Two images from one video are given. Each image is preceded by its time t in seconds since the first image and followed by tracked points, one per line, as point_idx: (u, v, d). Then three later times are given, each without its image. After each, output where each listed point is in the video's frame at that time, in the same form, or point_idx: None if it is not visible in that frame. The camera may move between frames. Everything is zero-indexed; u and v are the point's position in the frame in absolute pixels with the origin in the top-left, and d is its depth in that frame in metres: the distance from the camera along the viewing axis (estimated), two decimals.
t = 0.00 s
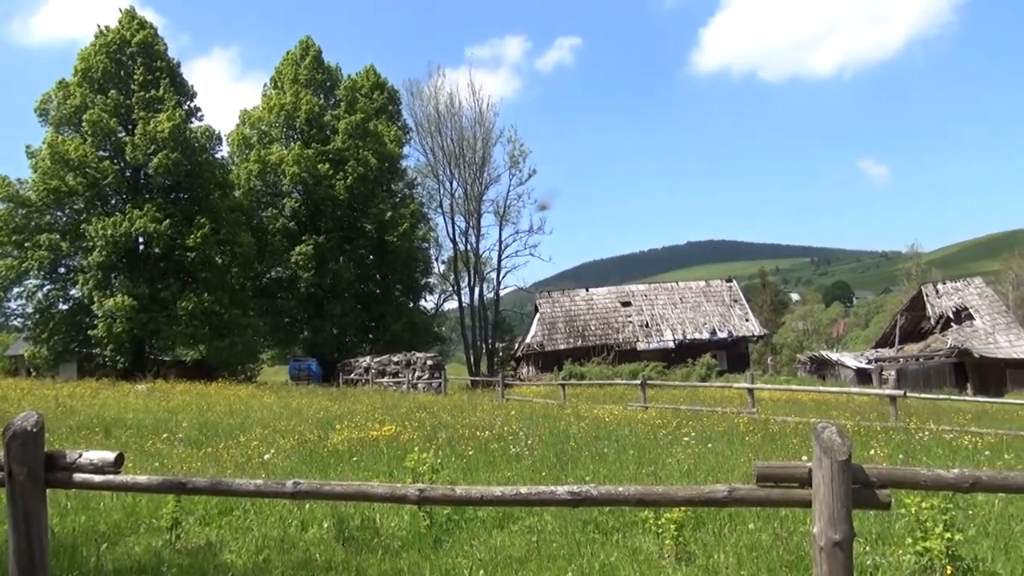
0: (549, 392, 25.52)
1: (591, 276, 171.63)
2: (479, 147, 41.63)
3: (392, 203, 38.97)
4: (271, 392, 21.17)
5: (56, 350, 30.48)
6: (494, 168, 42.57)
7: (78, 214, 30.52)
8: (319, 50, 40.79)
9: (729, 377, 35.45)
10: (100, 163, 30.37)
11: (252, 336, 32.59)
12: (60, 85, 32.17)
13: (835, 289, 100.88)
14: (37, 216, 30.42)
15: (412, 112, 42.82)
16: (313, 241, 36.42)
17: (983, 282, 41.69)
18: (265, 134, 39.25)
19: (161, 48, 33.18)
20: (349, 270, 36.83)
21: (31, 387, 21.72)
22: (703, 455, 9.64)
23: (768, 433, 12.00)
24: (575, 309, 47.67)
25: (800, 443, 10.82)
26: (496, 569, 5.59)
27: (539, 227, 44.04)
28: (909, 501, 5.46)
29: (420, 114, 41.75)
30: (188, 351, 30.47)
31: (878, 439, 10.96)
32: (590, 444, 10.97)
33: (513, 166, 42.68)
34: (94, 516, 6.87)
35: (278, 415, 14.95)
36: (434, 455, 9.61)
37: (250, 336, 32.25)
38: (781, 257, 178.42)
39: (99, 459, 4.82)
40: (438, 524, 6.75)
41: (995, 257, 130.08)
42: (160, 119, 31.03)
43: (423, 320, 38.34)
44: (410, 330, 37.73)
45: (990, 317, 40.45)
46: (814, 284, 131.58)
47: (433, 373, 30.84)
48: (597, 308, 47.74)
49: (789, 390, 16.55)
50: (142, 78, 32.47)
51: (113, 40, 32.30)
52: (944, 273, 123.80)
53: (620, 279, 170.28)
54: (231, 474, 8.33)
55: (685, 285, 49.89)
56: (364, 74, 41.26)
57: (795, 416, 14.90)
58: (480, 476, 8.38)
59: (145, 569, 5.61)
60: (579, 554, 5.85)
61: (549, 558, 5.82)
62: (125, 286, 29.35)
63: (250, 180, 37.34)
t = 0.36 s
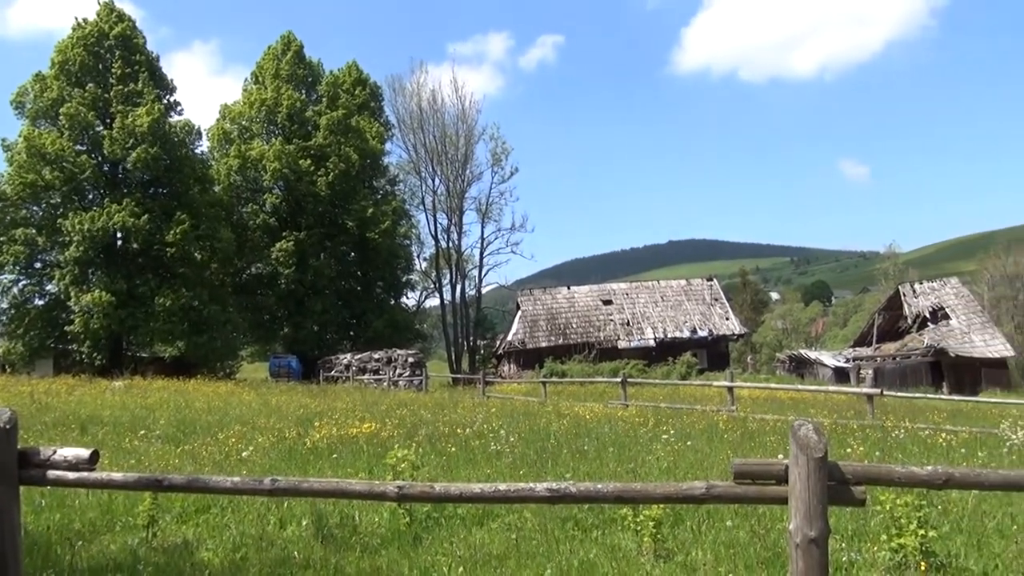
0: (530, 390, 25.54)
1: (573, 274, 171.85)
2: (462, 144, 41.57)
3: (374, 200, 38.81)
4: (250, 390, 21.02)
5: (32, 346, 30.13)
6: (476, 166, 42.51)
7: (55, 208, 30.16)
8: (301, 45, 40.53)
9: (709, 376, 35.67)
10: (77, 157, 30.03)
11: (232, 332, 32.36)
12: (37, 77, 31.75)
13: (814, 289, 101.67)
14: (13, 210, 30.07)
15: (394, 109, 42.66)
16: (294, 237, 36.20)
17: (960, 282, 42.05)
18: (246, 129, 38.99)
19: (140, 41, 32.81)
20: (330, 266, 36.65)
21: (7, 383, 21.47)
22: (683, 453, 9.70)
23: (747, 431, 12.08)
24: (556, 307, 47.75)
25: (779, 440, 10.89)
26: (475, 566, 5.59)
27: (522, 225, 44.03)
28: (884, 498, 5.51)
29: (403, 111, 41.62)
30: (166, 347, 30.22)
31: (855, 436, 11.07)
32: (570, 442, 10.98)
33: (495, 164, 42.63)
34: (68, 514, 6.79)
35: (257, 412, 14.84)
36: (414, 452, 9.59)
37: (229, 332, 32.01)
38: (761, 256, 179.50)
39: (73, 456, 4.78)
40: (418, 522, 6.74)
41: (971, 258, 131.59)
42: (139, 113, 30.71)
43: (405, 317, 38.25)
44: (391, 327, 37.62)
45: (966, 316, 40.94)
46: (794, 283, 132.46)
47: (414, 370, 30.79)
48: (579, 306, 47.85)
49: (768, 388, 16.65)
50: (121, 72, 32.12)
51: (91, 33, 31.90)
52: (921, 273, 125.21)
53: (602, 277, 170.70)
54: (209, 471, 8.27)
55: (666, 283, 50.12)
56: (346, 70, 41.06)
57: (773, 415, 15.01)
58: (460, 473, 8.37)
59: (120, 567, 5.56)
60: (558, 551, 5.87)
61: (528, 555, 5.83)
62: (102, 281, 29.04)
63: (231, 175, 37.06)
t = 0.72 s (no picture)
0: (509, 385, 25.56)
1: (553, 270, 172.01)
2: (442, 139, 41.44)
3: (354, 194, 38.59)
4: (227, 384, 20.86)
5: (5, 339, 29.73)
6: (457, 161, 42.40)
7: (29, 199, 29.74)
8: (280, 37, 40.20)
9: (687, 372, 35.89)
10: (52, 148, 29.63)
11: (209, 326, 32.06)
12: (10, 67, 31.27)
13: (791, 287, 102.53)
14: None
15: (375, 102, 42.44)
16: (273, 231, 35.93)
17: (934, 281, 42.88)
18: (224, 121, 38.66)
19: (116, 31, 32.37)
20: (309, 261, 36.43)
21: None
22: (661, 449, 9.75)
23: (724, 427, 12.17)
24: (536, 302, 47.80)
25: (755, 437, 10.99)
26: (452, 562, 5.58)
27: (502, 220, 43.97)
28: (857, 493, 5.56)
29: (383, 105, 41.42)
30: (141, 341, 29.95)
31: (830, 432, 11.19)
32: (548, 438, 11.00)
33: (476, 159, 42.53)
34: (41, 509, 6.71)
35: (234, 407, 14.73)
36: (392, 447, 9.56)
37: (207, 326, 31.71)
38: (740, 254, 180.67)
39: (44, 451, 4.91)
40: (396, 517, 6.71)
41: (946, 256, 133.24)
42: (115, 104, 30.33)
43: (384, 312, 38.11)
44: (370, 322, 37.47)
45: (940, 315, 41.80)
46: (773, 280, 133.42)
47: (393, 365, 30.73)
48: (559, 302, 47.94)
49: (746, 384, 16.76)
50: (96, 62, 31.67)
51: (66, 22, 31.45)
52: (896, 271, 126.67)
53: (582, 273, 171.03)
54: (185, 466, 8.20)
55: (646, 280, 50.31)
56: (326, 63, 40.79)
57: (750, 411, 15.14)
58: (439, 469, 8.36)
59: (93, 563, 5.50)
60: (536, 546, 5.88)
61: (506, 549, 5.83)
62: (77, 274, 28.68)
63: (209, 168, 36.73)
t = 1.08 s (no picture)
0: (486, 381, 25.55)
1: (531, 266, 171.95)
2: (421, 134, 41.28)
3: (331, 188, 38.33)
4: (201, 379, 20.67)
5: None
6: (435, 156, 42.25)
7: None
8: (258, 29, 39.83)
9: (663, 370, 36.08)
10: (23, 138, 29.20)
11: (185, 320, 31.64)
12: None
13: (767, 285, 103.45)
14: None
15: (353, 96, 42.18)
16: (249, 224, 35.61)
17: (906, 280, 43.64)
18: (200, 114, 38.28)
19: (90, 20, 31.88)
20: (286, 255, 36.17)
21: None
22: (636, 445, 9.81)
23: (699, 424, 12.24)
24: (514, 299, 47.82)
25: (728, 433, 11.08)
26: (427, 558, 5.58)
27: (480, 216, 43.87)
28: (829, 489, 5.61)
29: (362, 99, 41.19)
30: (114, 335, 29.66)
31: (803, 430, 11.30)
32: (525, 434, 11.02)
33: (455, 154, 42.40)
34: (9, 506, 6.62)
35: (208, 402, 14.60)
36: (367, 444, 9.53)
37: (182, 320, 31.31)
38: (716, 252, 181.80)
39: (12, 446, 5.10)
40: (371, 513, 6.68)
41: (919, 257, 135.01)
42: (88, 94, 29.93)
43: (361, 307, 37.92)
44: (347, 318, 37.29)
45: (912, 314, 42.59)
46: (749, 279, 134.44)
47: (369, 361, 30.64)
48: (537, 298, 47.99)
49: (721, 382, 16.90)
50: (69, 51, 31.21)
51: (38, 10, 30.95)
52: (870, 270, 128.22)
53: (560, 269, 171.26)
54: (156, 462, 8.10)
55: (624, 277, 50.49)
56: (304, 56, 40.49)
57: (725, 408, 15.26)
58: (414, 465, 8.33)
59: (61, 559, 5.44)
60: (511, 542, 5.89)
61: (480, 546, 5.84)
62: (47, 267, 28.29)
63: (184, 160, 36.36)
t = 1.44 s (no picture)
0: (462, 378, 25.51)
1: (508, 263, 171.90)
2: (399, 130, 41.09)
3: (308, 183, 38.07)
4: (174, 375, 20.45)
5: None
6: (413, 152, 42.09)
7: None
8: (234, 21, 39.45)
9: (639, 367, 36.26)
10: None
11: (157, 315, 31.27)
12: None
13: (742, 284, 104.31)
14: None
15: (330, 91, 41.91)
16: (223, 218, 35.25)
17: (879, 280, 44.21)
18: (175, 106, 37.81)
19: (62, 9, 31.37)
20: (261, 250, 35.86)
21: None
22: (611, 443, 9.84)
23: (673, 421, 12.32)
24: (491, 296, 47.79)
25: (703, 431, 11.16)
26: (400, 555, 5.56)
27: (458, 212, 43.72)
28: (801, 486, 5.67)
29: (339, 93, 40.94)
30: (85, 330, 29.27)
31: (776, 427, 11.41)
32: (500, 431, 11.02)
33: (432, 150, 42.25)
34: None
35: (181, 398, 14.44)
36: (341, 440, 9.48)
37: (154, 314, 30.94)
38: (693, 250, 182.80)
39: None
40: (344, 510, 6.65)
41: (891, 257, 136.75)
42: (60, 85, 29.52)
43: (337, 303, 37.73)
44: (323, 313, 37.11)
45: (883, 313, 43.17)
46: (724, 277, 135.47)
47: (345, 357, 30.53)
48: (514, 295, 48.00)
49: (696, 379, 17.02)
50: (40, 40, 30.72)
51: None
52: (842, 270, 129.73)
53: (537, 266, 171.46)
54: (128, 458, 8.00)
55: (600, 275, 50.61)
56: (281, 49, 40.15)
57: (700, 406, 15.36)
58: (389, 461, 8.30)
59: (29, 557, 5.37)
60: (485, 539, 5.89)
61: (454, 542, 5.83)
62: (16, 259, 27.84)
63: (157, 153, 35.90)
